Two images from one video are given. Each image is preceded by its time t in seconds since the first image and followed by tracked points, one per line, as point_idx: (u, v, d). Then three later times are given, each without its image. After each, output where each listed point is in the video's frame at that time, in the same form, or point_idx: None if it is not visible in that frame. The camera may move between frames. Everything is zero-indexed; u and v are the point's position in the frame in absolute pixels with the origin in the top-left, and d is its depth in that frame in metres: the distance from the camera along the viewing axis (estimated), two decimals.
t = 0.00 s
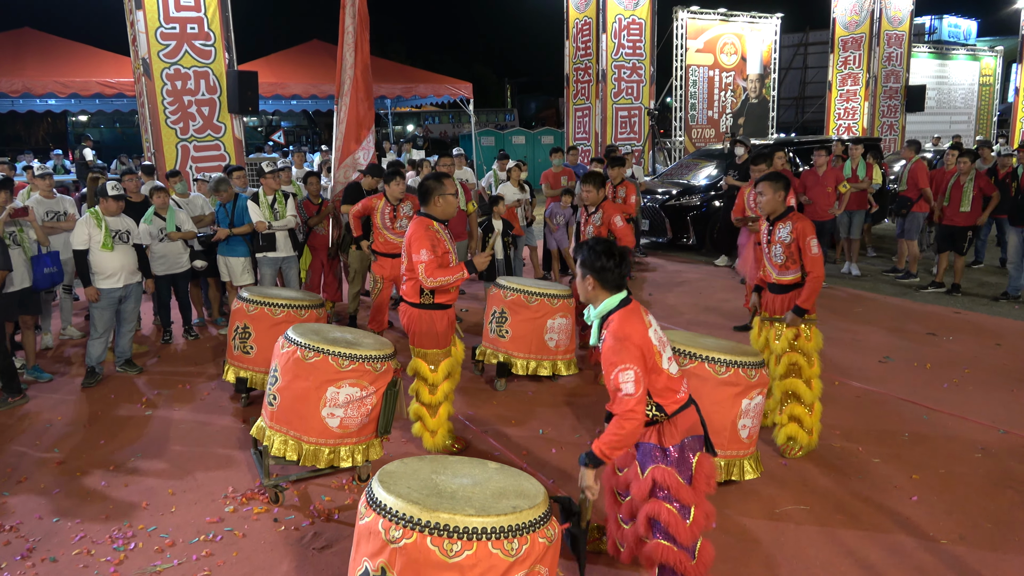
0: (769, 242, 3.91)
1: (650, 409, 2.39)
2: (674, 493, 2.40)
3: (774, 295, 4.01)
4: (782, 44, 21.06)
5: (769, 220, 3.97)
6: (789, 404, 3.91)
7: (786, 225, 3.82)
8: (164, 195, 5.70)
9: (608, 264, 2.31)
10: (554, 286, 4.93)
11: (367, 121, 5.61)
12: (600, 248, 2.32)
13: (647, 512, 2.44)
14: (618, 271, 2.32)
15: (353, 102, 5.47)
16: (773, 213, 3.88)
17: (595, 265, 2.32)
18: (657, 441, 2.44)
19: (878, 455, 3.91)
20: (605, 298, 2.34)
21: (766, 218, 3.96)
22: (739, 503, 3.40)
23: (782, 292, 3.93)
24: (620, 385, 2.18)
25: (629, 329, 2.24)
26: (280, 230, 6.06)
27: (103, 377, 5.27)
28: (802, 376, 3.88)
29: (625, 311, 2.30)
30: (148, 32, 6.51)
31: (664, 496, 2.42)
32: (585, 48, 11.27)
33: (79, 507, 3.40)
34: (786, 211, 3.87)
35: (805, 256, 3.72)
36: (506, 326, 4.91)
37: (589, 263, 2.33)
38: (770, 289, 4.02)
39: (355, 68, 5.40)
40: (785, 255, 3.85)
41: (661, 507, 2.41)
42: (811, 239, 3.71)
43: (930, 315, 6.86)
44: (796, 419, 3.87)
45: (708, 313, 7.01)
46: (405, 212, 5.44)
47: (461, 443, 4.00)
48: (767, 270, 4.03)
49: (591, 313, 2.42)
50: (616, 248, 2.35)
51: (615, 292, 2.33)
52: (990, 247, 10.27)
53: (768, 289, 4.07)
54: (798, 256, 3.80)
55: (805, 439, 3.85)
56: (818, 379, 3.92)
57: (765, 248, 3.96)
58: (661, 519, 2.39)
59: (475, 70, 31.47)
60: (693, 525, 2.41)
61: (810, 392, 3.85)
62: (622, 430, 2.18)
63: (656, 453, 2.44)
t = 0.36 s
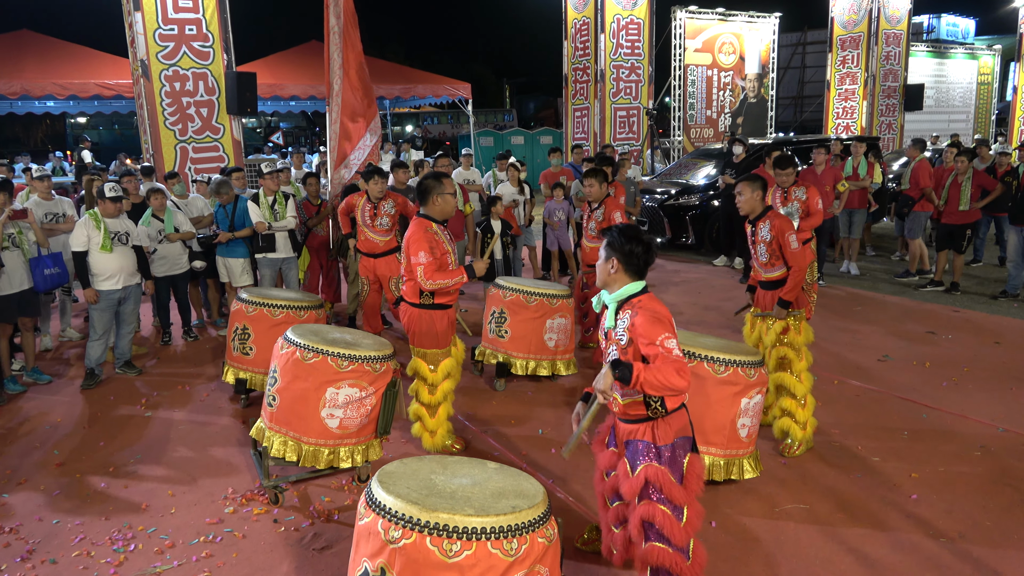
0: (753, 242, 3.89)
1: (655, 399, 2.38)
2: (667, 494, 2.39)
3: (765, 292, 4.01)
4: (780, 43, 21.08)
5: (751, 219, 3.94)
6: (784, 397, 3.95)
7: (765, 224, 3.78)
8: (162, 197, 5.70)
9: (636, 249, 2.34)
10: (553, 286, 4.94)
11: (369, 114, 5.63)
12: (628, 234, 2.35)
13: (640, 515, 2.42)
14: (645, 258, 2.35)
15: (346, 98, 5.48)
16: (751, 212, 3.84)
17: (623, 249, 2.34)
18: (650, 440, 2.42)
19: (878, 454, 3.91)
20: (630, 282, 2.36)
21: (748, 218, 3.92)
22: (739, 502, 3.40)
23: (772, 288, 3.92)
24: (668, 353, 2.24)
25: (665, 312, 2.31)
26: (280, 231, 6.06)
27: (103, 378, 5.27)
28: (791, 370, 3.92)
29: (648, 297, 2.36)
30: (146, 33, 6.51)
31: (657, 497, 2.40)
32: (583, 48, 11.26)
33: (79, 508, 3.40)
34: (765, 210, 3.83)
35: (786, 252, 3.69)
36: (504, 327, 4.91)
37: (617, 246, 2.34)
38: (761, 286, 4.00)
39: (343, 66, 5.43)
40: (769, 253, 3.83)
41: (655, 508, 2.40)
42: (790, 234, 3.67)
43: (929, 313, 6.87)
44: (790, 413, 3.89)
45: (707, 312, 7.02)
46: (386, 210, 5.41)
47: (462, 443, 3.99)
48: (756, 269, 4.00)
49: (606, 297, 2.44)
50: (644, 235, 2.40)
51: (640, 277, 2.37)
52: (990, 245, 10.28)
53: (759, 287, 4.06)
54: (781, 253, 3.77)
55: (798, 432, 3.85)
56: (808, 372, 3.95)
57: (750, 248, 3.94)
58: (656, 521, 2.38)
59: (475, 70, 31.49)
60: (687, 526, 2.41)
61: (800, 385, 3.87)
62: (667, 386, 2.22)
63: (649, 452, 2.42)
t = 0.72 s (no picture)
0: (756, 241, 3.87)
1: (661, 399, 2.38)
2: (669, 493, 2.39)
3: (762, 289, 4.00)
4: (779, 42, 21.09)
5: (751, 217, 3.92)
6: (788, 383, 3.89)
7: (770, 222, 3.77)
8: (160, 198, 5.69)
9: (643, 247, 2.34)
10: (553, 286, 4.94)
11: (355, 115, 5.61)
12: (634, 232, 2.35)
13: (644, 515, 2.41)
14: (652, 256, 2.35)
15: (339, 99, 5.49)
16: (754, 210, 3.82)
17: (630, 246, 2.34)
18: (651, 440, 2.42)
19: (878, 453, 3.91)
20: (634, 282, 2.36)
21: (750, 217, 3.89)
22: (738, 502, 3.41)
23: (775, 285, 3.91)
24: (663, 368, 2.24)
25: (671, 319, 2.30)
26: (280, 231, 6.06)
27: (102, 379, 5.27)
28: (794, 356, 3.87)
29: (654, 299, 2.35)
30: (145, 34, 6.50)
31: (660, 497, 2.40)
32: (582, 48, 11.25)
33: (79, 509, 3.40)
34: (767, 208, 3.82)
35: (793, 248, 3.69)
36: (504, 327, 4.91)
37: (625, 242, 2.35)
38: (760, 284, 3.99)
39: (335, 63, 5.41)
40: (773, 251, 3.82)
41: (659, 508, 2.39)
42: (797, 231, 3.67)
43: (928, 312, 6.88)
44: (794, 399, 3.85)
45: (706, 312, 7.02)
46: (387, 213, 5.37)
47: (462, 443, 3.99)
48: (756, 267, 3.98)
49: (613, 296, 2.43)
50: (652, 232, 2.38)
51: (644, 278, 2.36)
52: (989, 244, 10.28)
53: (757, 284, 4.04)
54: (786, 250, 3.78)
55: (806, 421, 3.80)
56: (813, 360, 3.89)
57: (751, 247, 3.92)
58: (660, 521, 2.37)
59: (473, 70, 31.50)
60: (689, 525, 2.41)
61: (806, 372, 3.82)
62: (654, 407, 2.28)
63: (651, 452, 2.42)
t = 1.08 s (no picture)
0: (774, 256, 3.75)
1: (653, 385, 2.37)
2: (664, 494, 2.38)
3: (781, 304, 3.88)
4: (779, 42, 21.10)
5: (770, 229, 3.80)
6: (801, 400, 3.73)
7: (788, 236, 3.64)
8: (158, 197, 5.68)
9: (650, 247, 2.33)
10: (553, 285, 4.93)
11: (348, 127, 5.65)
12: (642, 232, 2.35)
13: (637, 515, 2.42)
14: (660, 256, 2.34)
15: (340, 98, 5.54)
16: (773, 223, 3.69)
17: (637, 248, 2.33)
18: (649, 440, 2.41)
19: (878, 453, 3.91)
20: (642, 283, 2.35)
21: (767, 227, 3.78)
22: (738, 502, 3.40)
23: (792, 301, 3.79)
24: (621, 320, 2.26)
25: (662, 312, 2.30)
26: (280, 230, 6.05)
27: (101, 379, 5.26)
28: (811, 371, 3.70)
29: (664, 299, 2.34)
30: (145, 33, 6.49)
31: (654, 497, 2.40)
32: (582, 48, 11.25)
33: (78, 508, 3.40)
34: (785, 220, 3.69)
35: (812, 264, 3.56)
36: (504, 327, 4.92)
37: (631, 245, 2.34)
38: (779, 300, 3.87)
39: (337, 61, 5.45)
40: (792, 267, 3.69)
41: (652, 508, 2.40)
42: (817, 247, 3.53)
43: (927, 313, 6.87)
44: (807, 415, 3.68)
45: (706, 312, 7.02)
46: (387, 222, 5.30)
47: (461, 444, 3.98)
48: (774, 282, 3.86)
49: (624, 298, 2.42)
50: (658, 233, 2.38)
51: (655, 278, 2.35)
52: (989, 245, 10.29)
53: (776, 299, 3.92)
54: (805, 266, 3.65)
55: (814, 434, 3.64)
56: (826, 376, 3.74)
57: (769, 261, 3.80)
58: (653, 521, 2.38)
59: (473, 70, 31.50)
60: (682, 526, 2.40)
61: (817, 385, 3.68)
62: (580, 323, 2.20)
63: (647, 452, 2.41)
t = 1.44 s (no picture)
0: (777, 256, 3.74)
1: (651, 388, 2.37)
2: (665, 494, 2.38)
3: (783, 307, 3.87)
4: (778, 42, 21.10)
5: (775, 229, 3.79)
6: (796, 404, 3.72)
7: (794, 237, 3.64)
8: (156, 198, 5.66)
9: (643, 250, 2.32)
10: (553, 286, 4.92)
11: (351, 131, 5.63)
12: (635, 234, 2.34)
13: (640, 513, 2.43)
14: (652, 258, 2.33)
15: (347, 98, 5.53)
16: (779, 222, 3.70)
17: (629, 250, 2.33)
18: (651, 440, 2.41)
19: (878, 453, 3.90)
20: (634, 284, 2.36)
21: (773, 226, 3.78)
22: (737, 502, 3.40)
23: (794, 303, 3.76)
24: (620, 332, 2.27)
25: (651, 311, 2.29)
26: (279, 230, 6.06)
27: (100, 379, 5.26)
28: (806, 376, 3.70)
29: (655, 298, 2.34)
30: (144, 32, 6.49)
31: (656, 496, 2.41)
32: (582, 48, 11.25)
33: (78, 509, 3.40)
34: (793, 221, 3.69)
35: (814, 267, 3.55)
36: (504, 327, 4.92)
37: (624, 247, 2.34)
38: (780, 301, 3.86)
39: (345, 62, 5.42)
40: (795, 268, 3.68)
41: (654, 508, 2.40)
42: (821, 250, 3.52)
43: (927, 312, 6.88)
44: (801, 421, 3.67)
45: (706, 312, 7.01)
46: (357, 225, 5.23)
47: (463, 443, 3.99)
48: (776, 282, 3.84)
49: (618, 299, 2.43)
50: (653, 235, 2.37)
51: (649, 279, 2.36)
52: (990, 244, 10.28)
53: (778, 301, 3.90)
54: (808, 268, 3.63)
55: (809, 438, 3.62)
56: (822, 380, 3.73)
57: (771, 261, 3.79)
58: (654, 520, 2.38)
59: (473, 70, 31.50)
60: (684, 526, 2.40)
61: (812, 391, 3.67)
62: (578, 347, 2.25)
63: (648, 451, 2.41)
